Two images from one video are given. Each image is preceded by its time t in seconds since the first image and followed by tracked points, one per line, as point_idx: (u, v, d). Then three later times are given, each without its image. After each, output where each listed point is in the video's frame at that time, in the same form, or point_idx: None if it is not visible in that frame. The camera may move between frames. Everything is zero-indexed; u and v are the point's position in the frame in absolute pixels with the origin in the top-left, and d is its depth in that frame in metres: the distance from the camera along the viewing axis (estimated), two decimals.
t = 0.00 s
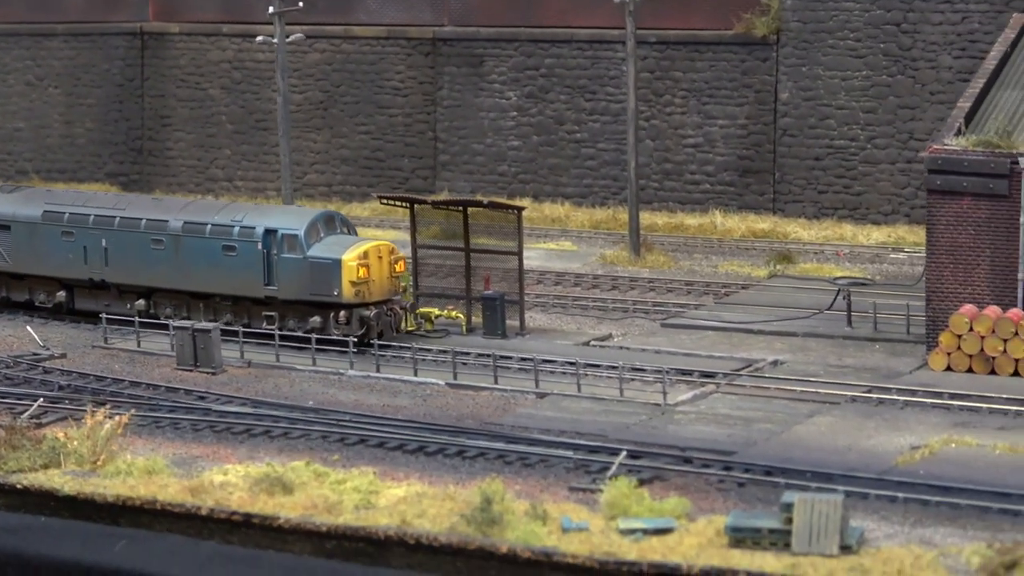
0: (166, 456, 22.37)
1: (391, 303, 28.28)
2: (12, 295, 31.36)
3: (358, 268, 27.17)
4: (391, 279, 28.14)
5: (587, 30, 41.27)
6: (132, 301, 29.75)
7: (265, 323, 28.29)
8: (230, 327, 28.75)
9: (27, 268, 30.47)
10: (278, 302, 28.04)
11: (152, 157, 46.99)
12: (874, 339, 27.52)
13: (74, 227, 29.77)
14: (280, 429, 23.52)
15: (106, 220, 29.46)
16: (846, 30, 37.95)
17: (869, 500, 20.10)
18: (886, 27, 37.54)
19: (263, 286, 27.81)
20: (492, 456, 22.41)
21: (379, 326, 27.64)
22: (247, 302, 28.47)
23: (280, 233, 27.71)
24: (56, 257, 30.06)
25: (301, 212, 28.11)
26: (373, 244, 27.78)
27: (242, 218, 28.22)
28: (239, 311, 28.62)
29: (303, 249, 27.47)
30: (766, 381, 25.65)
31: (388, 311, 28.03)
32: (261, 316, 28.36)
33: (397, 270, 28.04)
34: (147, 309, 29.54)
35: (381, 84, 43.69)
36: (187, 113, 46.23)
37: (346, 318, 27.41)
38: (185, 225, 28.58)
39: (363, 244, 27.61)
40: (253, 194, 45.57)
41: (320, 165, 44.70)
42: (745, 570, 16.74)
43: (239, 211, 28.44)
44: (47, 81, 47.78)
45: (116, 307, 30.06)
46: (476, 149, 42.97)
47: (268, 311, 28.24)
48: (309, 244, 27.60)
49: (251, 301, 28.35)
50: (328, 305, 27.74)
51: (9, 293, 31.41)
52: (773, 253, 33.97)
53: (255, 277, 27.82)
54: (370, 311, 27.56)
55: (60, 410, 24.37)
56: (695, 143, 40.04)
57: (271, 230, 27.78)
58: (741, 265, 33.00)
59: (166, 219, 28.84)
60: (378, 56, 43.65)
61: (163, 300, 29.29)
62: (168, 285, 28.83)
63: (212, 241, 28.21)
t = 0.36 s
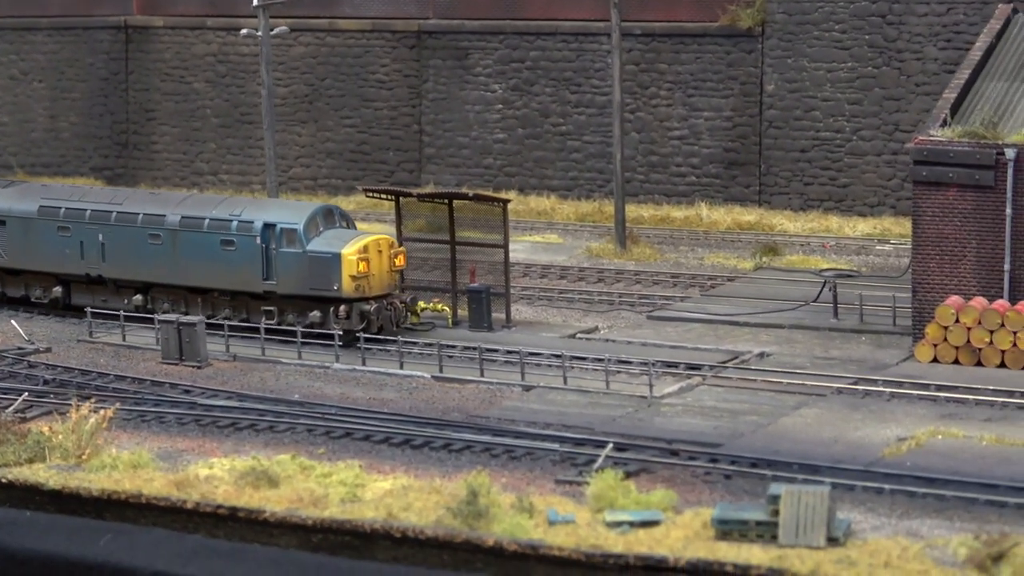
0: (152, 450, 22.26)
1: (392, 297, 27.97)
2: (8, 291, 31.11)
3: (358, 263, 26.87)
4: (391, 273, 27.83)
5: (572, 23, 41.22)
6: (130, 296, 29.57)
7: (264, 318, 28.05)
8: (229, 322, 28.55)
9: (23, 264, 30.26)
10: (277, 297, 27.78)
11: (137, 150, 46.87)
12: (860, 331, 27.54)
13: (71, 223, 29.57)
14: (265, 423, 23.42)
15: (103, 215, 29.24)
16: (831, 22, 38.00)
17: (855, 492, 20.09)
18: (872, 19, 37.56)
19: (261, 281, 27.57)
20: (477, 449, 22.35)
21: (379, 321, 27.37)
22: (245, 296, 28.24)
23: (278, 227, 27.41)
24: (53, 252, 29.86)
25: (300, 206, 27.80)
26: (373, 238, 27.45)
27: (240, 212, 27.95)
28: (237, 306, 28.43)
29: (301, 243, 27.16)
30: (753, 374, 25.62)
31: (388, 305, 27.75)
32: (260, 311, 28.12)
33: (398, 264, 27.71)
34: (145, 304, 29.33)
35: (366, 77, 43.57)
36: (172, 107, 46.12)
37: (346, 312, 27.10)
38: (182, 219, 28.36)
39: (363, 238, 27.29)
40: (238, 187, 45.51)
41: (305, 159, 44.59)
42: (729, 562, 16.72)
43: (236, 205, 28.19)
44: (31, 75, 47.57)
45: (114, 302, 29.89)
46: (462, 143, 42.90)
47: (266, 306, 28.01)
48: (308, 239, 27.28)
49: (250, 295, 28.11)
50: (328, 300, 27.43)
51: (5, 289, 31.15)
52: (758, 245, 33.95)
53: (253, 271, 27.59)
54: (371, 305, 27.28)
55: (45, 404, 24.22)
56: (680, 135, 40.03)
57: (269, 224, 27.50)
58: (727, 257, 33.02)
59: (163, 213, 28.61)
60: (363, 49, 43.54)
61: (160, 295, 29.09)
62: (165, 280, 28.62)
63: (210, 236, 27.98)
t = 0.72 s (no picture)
0: (148, 446, 22.17)
1: (402, 294, 27.90)
2: (14, 287, 30.75)
3: (369, 259, 26.80)
4: (401, 269, 27.77)
5: (567, 18, 41.19)
6: (138, 292, 29.35)
7: (274, 314, 27.93)
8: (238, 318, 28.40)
9: (28, 260, 30.03)
10: (287, 293, 27.68)
11: (131, 145, 46.67)
12: (857, 326, 27.54)
13: (78, 219, 29.38)
14: (263, 419, 23.34)
15: (111, 211, 29.08)
16: (827, 17, 38.00)
17: (854, 488, 20.09)
18: (867, 14, 37.58)
19: (272, 277, 27.49)
20: (476, 445, 22.30)
21: (390, 317, 27.28)
22: (254, 293, 28.11)
23: (289, 223, 27.34)
24: (59, 249, 29.66)
25: (310, 202, 27.73)
26: (383, 234, 27.40)
27: (250, 208, 27.85)
28: (246, 303, 28.27)
29: (312, 240, 27.10)
30: (750, 369, 25.60)
31: (399, 302, 27.67)
32: (269, 308, 27.99)
33: (408, 260, 27.66)
34: (153, 301, 29.12)
35: (361, 72, 43.48)
36: (165, 102, 45.98)
37: (357, 309, 27.04)
38: (191, 215, 28.23)
39: (373, 234, 27.23)
40: (232, 182, 45.35)
41: (299, 153, 44.46)
42: (727, 558, 16.66)
43: (246, 201, 28.09)
44: (25, 69, 47.37)
45: (121, 299, 29.62)
46: (456, 137, 42.82)
47: (276, 302, 27.88)
48: (318, 235, 27.21)
49: (259, 292, 27.99)
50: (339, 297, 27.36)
51: (10, 285, 30.78)
52: (754, 241, 33.93)
53: (264, 267, 27.50)
54: (381, 302, 27.21)
55: (41, 400, 24.11)
56: (675, 130, 40.01)
57: (279, 220, 27.42)
58: (722, 253, 33.02)
59: (172, 209, 28.47)
60: (357, 44, 43.45)
61: (169, 292, 28.89)
62: (174, 276, 28.48)
63: (220, 232, 27.87)
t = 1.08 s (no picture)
0: (144, 439, 22.17)
1: (415, 289, 27.83)
2: (23, 283, 30.72)
3: (381, 253, 26.70)
4: (414, 263, 27.66)
5: (565, 11, 41.17)
6: (148, 287, 29.26)
7: (286, 309, 27.80)
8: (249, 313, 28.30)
9: (38, 255, 29.97)
10: (299, 288, 27.58)
11: (129, 139, 46.76)
12: (854, 319, 27.52)
13: (87, 213, 29.29)
14: (258, 412, 23.34)
15: (120, 206, 28.98)
16: (825, 10, 37.95)
17: (850, 480, 20.05)
18: (865, 7, 37.54)
19: (283, 271, 27.39)
20: (472, 438, 22.28)
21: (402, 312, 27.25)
22: (266, 287, 27.99)
23: (300, 218, 27.22)
24: (69, 243, 29.59)
25: (322, 196, 27.61)
26: (396, 228, 27.28)
27: (261, 202, 27.75)
28: (258, 297, 28.16)
29: (324, 234, 26.98)
30: (747, 362, 25.57)
31: (411, 296, 27.61)
32: (281, 302, 27.88)
33: (420, 254, 27.56)
34: (164, 296, 29.04)
35: (359, 65, 43.46)
36: (164, 96, 46.04)
37: (369, 304, 26.98)
38: (202, 210, 28.14)
39: (386, 228, 27.10)
40: (231, 176, 45.38)
41: (298, 147, 44.45)
42: (723, 550, 16.52)
43: (257, 195, 27.99)
44: (23, 63, 47.38)
45: (131, 294, 29.54)
46: (454, 131, 42.81)
47: (287, 297, 27.77)
48: (330, 229, 27.09)
49: (271, 286, 27.90)
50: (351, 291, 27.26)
51: (19, 281, 30.77)
52: (752, 234, 33.91)
53: (275, 262, 27.40)
54: (394, 297, 27.13)
55: (37, 393, 24.13)
56: (674, 124, 39.97)
57: (291, 214, 27.30)
58: (720, 246, 33.02)
59: (183, 204, 28.38)
60: (356, 37, 43.43)
61: (180, 287, 28.80)
62: (184, 271, 28.40)
63: (230, 226, 27.77)
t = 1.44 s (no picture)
0: (138, 437, 22.19)
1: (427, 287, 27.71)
2: (31, 282, 30.70)
3: (392, 251, 26.63)
4: (425, 261, 27.60)
5: (561, 7, 41.15)
6: (158, 286, 29.23)
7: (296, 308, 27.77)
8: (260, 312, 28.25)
9: (46, 253, 29.91)
10: (309, 286, 27.55)
11: (126, 136, 46.92)
12: (850, 316, 27.48)
13: (96, 211, 29.24)
14: (253, 409, 23.35)
15: (129, 204, 28.93)
16: (822, 6, 37.93)
17: (845, 477, 20.03)
18: (862, 3, 37.51)
19: (293, 270, 27.36)
20: (466, 435, 22.27)
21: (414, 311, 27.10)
22: (276, 286, 27.97)
23: (311, 216, 27.17)
24: (77, 241, 29.53)
25: (333, 194, 27.56)
26: (408, 226, 27.19)
27: (271, 200, 27.73)
28: (268, 296, 28.11)
29: (334, 232, 26.94)
30: (742, 359, 25.55)
31: (423, 294, 27.45)
32: (291, 300, 27.85)
33: (431, 251, 27.48)
34: (173, 295, 29.02)
35: (356, 62, 43.46)
36: (161, 92, 46.19)
37: (380, 302, 26.91)
38: (212, 208, 28.12)
39: (397, 226, 27.02)
40: (228, 172, 45.51)
41: (295, 144, 44.47)
42: (717, 547, 16.48)
43: (267, 193, 27.97)
44: (20, 61, 47.33)
45: (140, 292, 29.52)
46: (451, 128, 42.82)
47: (298, 295, 27.74)
48: (341, 227, 27.04)
49: (281, 284, 27.87)
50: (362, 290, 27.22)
51: (27, 279, 30.74)
52: (748, 230, 33.87)
53: (284, 260, 27.37)
54: (405, 295, 27.04)
55: (32, 391, 24.15)
56: (671, 120, 39.93)
57: (301, 212, 27.27)
58: (717, 243, 33.02)
59: (192, 202, 28.35)
60: (352, 34, 43.44)
61: (189, 285, 28.76)
62: (194, 269, 28.37)
63: (241, 224, 27.75)
